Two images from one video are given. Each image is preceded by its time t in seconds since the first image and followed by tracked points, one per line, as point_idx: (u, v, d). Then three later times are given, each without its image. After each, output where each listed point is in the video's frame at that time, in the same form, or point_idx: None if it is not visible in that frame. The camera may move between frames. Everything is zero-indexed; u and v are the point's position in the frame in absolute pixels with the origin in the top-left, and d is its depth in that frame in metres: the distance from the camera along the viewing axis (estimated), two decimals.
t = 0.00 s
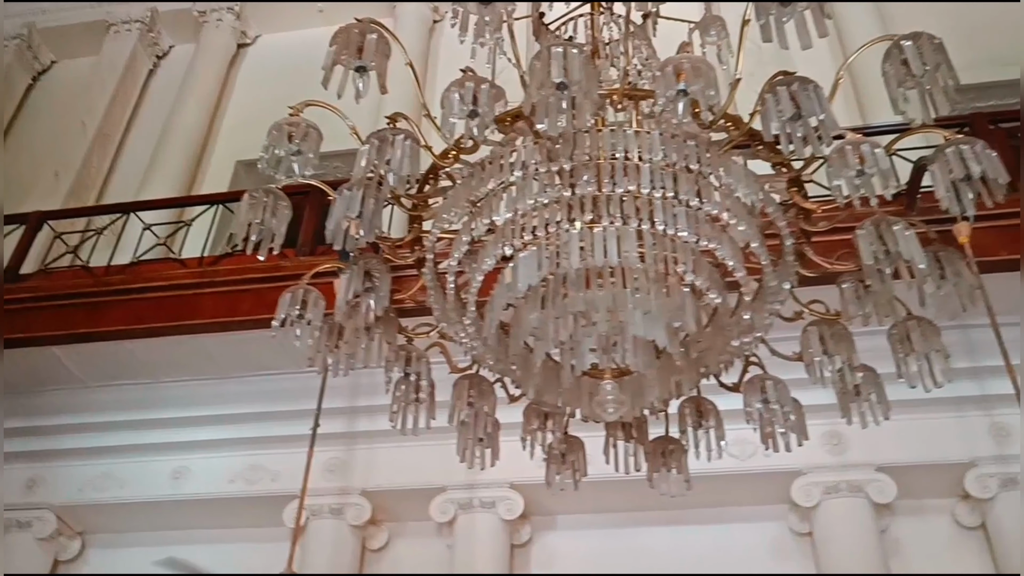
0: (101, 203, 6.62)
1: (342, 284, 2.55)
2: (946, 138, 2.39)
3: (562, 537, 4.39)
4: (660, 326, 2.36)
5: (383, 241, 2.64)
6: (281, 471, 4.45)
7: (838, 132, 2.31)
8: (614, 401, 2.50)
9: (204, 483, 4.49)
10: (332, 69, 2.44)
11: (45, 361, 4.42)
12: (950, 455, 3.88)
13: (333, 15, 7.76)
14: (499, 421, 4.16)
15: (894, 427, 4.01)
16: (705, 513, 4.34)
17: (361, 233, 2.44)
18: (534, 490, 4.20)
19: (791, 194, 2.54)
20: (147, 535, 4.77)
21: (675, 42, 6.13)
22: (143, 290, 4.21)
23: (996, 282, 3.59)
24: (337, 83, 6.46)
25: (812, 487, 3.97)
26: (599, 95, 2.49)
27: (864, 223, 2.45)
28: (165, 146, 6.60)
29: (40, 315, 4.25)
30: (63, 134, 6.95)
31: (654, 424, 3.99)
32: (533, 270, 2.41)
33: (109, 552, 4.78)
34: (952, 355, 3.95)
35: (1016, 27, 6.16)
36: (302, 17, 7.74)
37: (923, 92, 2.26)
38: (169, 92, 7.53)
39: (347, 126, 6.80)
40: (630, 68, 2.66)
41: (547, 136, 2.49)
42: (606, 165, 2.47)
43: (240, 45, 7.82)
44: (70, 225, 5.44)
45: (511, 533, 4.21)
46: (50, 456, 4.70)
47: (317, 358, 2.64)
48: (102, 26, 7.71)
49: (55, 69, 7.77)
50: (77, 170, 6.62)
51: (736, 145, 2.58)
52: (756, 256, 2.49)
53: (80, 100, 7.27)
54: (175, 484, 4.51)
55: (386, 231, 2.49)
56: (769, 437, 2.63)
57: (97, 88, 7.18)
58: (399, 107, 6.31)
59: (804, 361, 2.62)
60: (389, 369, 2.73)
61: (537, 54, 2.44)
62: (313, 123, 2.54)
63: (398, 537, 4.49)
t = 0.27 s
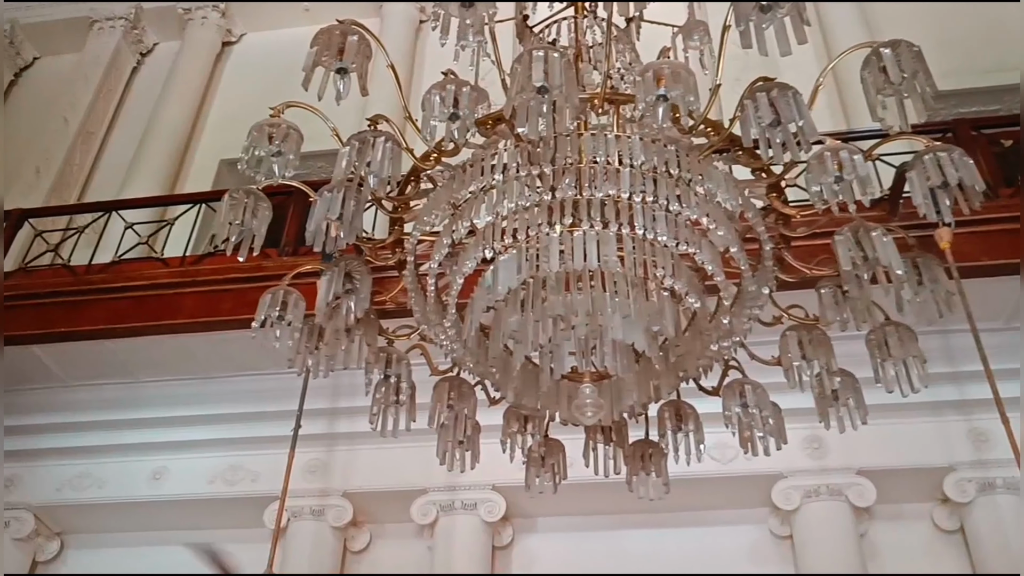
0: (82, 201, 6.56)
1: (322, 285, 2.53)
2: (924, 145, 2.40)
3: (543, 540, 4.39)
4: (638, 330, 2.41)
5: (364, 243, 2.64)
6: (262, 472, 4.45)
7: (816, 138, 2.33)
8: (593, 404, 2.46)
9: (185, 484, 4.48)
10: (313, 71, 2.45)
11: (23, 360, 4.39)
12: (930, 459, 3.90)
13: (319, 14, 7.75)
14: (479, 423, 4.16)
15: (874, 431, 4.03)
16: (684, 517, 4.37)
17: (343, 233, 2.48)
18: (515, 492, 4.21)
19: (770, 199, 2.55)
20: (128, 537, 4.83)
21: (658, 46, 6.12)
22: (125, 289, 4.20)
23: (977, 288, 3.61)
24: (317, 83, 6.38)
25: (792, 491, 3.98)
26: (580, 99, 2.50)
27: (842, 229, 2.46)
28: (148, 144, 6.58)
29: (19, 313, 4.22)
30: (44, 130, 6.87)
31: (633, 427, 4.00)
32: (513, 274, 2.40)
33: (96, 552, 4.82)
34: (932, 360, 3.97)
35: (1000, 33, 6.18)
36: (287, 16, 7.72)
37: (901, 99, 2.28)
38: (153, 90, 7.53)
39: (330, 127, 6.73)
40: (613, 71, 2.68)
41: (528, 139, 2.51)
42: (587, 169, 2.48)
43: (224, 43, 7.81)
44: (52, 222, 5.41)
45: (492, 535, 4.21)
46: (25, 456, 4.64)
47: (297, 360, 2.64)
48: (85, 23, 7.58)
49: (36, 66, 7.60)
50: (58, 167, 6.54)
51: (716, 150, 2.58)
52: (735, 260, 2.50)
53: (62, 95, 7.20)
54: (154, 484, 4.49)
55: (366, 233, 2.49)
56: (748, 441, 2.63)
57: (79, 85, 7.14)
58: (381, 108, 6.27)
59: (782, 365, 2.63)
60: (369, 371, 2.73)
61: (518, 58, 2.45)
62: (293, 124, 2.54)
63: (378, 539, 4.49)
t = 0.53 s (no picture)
0: (63, 199, 6.52)
1: (303, 286, 2.54)
2: (903, 152, 2.40)
3: (524, 543, 4.40)
4: (619, 334, 2.39)
5: (344, 244, 2.64)
6: (242, 472, 4.44)
7: (796, 144, 2.34)
8: (572, 407, 2.48)
9: (163, 484, 4.46)
10: (294, 72, 2.45)
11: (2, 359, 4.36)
12: (909, 463, 3.93)
13: (304, 13, 7.74)
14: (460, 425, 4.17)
15: (854, 435, 4.05)
16: (664, 519, 4.39)
17: (322, 235, 2.47)
18: (496, 494, 4.21)
19: (751, 204, 2.55)
20: (108, 536, 4.80)
21: (640, 50, 6.12)
22: (104, 288, 4.18)
23: (956, 294, 3.63)
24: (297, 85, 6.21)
25: (773, 495, 4.00)
26: (560, 104, 2.50)
27: (821, 235, 2.45)
28: (130, 142, 6.55)
29: None
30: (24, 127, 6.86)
31: (613, 431, 4.01)
32: (493, 277, 2.41)
33: (77, 551, 4.80)
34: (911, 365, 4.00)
35: (984, 40, 6.21)
36: (271, 15, 7.69)
37: (879, 107, 2.29)
38: (136, 85, 7.43)
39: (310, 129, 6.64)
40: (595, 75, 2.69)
41: (509, 142, 2.51)
42: (567, 173, 2.48)
43: (208, 41, 7.76)
44: (32, 220, 5.37)
45: (473, 537, 4.22)
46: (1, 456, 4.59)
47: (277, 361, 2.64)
48: (67, 19, 7.59)
49: (18, 62, 7.65)
50: (38, 164, 6.50)
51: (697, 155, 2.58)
52: (715, 266, 2.49)
53: (44, 92, 7.17)
54: (132, 484, 4.47)
55: (346, 234, 2.49)
56: (727, 446, 2.60)
57: (61, 82, 7.14)
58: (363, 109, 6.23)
59: (762, 370, 2.61)
60: (349, 373, 2.72)
61: (499, 62, 2.46)
62: (275, 125, 2.55)
63: (359, 540, 4.49)
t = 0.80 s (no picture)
0: (44, 196, 6.47)
1: (283, 287, 2.52)
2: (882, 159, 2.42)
3: (505, 546, 4.40)
4: (598, 337, 2.41)
5: (325, 245, 2.64)
6: (222, 473, 4.44)
7: (775, 150, 2.36)
8: (551, 411, 2.48)
9: (143, 485, 4.46)
10: (276, 72, 2.45)
11: None
12: (888, 467, 3.96)
13: (288, 13, 7.72)
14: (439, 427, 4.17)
15: (834, 439, 4.07)
16: (644, 522, 4.40)
17: (303, 235, 2.48)
18: (477, 496, 4.21)
19: (730, 209, 2.56)
20: (92, 536, 4.80)
21: (623, 54, 6.13)
22: (84, 287, 4.15)
23: (935, 299, 3.66)
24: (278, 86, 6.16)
25: (753, 498, 4.00)
26: (542, 107, 2.50)
27: (800, 239, 2.45)
28: (111, 141, 6.51)
29: None
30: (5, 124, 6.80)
31: (592, 433, 4.02)
32: (473, 280, 2.41)
33: (54, 551, 4.80)
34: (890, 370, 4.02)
35: (965, 48, 6.25)
36: (255, 14, 7.67)
37: (858, 114, 2.31)
38: (119, 85, 7.41)
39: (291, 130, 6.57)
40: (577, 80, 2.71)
41: (490, 145, 2.52)
42: (548, 176, 2.49)
43: (192, 40, 7.73)
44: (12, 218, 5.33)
45: (453, 540, 4.21)
46: None
47: (256, 361, 2.62)
48: (49, 16, 7.54)
49: None
50: (18, 161, 6.44)
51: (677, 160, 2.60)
52: (695, 270, 2.50)
53: (24, 89, 7.11)
54: (112, 484, 4.47)
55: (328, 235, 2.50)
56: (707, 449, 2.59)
57: (42, 79, 7.07)
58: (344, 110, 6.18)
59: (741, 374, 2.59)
60: (328, 374, 2.71)
61: (481, 65, 2.48)
62: (256, 126, 2.55)
63: (339, 542, 4.48)
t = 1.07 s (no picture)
0: (25, 194, 6.42)
1: (263, 289, 2.51)
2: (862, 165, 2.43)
3: (485, 548, 4.40)
4: (577, 341, 2.41)
5: (305, 247, 2.62)
6: (203, 474, 4.44)
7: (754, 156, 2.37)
8: (530, 414, 2.48)
9: (122, 485, 4.44)
10: (257, 73, 2.44)
11: None
12: (867, 471, 3.99)
13: (272, 12, 7.70)
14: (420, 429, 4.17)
15: (813, 442, 4.10)
16: (625, 524, 4.42)
17: (282, 237, 2.47)
18: (458, 498, 4.22)
19: (710, 214, 2.58)
20: (69, 536, 4.75)
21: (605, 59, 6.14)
22: (64, 286, 4.13)
23: (914, 304, 3.69)
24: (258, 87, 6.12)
25: (734, 500, 4.04)
26: (523, 111, 2.53)
27: (780, 245, 2.44)
28: (94, 139, 6.47)
29: None
30: None
31: (572, 436, 4.03)
32: (454, 282, 2.40)
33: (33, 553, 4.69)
34: (871, 374, 4.04)
35: (949, 55, 6.29)
36: (239, 13, 7.65)
37: (837, 120, 2.31)
38: (101, 84, 7.38)
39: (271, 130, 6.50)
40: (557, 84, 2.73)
41: (472, 148, 2.52)
42: (529, 179, 2.49)
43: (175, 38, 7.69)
44: None
45: (434, 541, 4.21)
46: None
47: (236, 363, 2.62)
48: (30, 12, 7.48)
49: None
50: None
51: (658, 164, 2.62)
52: (674, 274, 2.52)
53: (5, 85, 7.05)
54: (91, 485, 4.45)
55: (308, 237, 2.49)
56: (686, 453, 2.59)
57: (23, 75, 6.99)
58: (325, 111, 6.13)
59: (720, 378, 2.60)
60: (309, 376, 2.71)
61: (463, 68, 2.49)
62: (236, 126, 2.54)
63: (320, 544, 4.47)
